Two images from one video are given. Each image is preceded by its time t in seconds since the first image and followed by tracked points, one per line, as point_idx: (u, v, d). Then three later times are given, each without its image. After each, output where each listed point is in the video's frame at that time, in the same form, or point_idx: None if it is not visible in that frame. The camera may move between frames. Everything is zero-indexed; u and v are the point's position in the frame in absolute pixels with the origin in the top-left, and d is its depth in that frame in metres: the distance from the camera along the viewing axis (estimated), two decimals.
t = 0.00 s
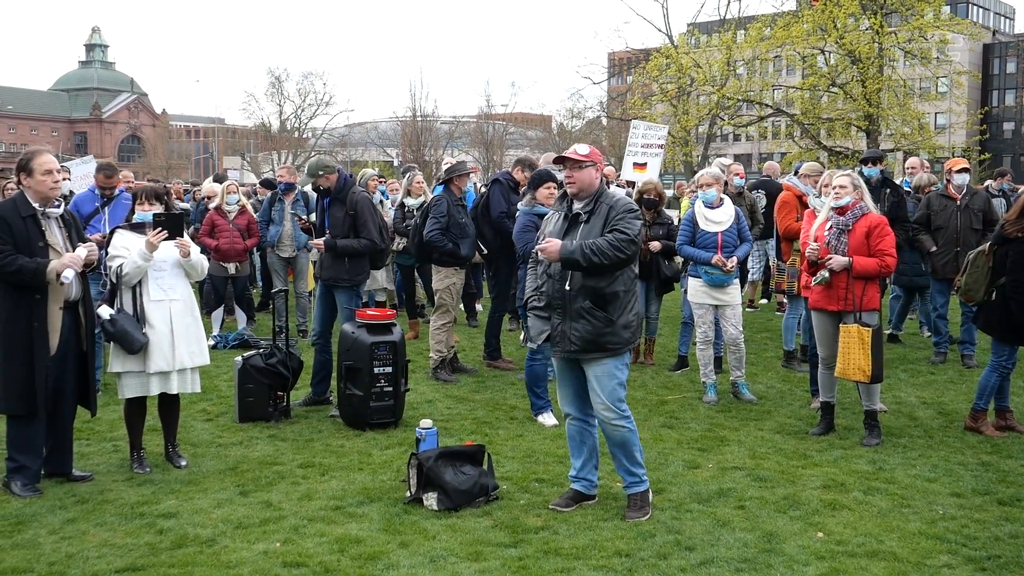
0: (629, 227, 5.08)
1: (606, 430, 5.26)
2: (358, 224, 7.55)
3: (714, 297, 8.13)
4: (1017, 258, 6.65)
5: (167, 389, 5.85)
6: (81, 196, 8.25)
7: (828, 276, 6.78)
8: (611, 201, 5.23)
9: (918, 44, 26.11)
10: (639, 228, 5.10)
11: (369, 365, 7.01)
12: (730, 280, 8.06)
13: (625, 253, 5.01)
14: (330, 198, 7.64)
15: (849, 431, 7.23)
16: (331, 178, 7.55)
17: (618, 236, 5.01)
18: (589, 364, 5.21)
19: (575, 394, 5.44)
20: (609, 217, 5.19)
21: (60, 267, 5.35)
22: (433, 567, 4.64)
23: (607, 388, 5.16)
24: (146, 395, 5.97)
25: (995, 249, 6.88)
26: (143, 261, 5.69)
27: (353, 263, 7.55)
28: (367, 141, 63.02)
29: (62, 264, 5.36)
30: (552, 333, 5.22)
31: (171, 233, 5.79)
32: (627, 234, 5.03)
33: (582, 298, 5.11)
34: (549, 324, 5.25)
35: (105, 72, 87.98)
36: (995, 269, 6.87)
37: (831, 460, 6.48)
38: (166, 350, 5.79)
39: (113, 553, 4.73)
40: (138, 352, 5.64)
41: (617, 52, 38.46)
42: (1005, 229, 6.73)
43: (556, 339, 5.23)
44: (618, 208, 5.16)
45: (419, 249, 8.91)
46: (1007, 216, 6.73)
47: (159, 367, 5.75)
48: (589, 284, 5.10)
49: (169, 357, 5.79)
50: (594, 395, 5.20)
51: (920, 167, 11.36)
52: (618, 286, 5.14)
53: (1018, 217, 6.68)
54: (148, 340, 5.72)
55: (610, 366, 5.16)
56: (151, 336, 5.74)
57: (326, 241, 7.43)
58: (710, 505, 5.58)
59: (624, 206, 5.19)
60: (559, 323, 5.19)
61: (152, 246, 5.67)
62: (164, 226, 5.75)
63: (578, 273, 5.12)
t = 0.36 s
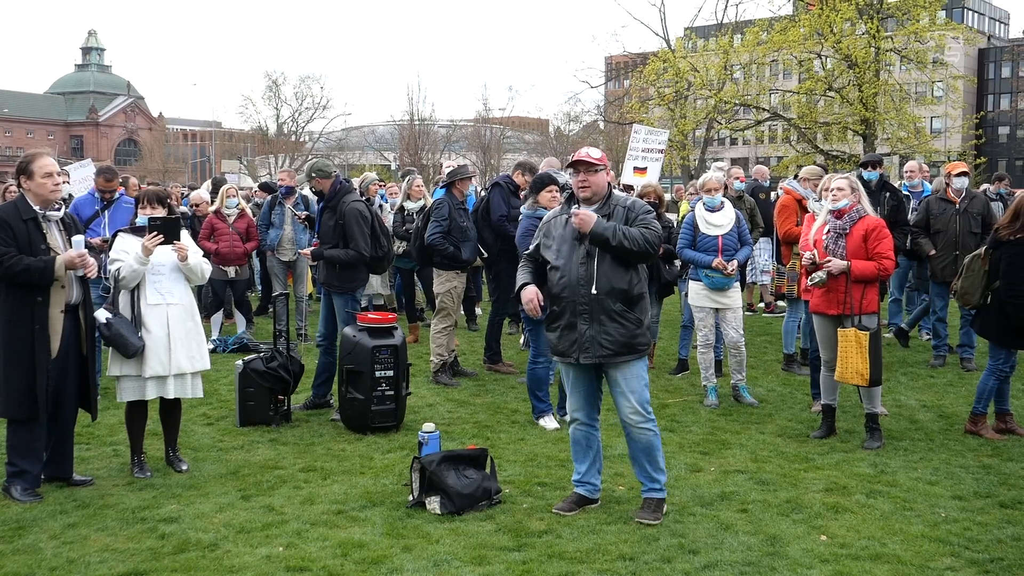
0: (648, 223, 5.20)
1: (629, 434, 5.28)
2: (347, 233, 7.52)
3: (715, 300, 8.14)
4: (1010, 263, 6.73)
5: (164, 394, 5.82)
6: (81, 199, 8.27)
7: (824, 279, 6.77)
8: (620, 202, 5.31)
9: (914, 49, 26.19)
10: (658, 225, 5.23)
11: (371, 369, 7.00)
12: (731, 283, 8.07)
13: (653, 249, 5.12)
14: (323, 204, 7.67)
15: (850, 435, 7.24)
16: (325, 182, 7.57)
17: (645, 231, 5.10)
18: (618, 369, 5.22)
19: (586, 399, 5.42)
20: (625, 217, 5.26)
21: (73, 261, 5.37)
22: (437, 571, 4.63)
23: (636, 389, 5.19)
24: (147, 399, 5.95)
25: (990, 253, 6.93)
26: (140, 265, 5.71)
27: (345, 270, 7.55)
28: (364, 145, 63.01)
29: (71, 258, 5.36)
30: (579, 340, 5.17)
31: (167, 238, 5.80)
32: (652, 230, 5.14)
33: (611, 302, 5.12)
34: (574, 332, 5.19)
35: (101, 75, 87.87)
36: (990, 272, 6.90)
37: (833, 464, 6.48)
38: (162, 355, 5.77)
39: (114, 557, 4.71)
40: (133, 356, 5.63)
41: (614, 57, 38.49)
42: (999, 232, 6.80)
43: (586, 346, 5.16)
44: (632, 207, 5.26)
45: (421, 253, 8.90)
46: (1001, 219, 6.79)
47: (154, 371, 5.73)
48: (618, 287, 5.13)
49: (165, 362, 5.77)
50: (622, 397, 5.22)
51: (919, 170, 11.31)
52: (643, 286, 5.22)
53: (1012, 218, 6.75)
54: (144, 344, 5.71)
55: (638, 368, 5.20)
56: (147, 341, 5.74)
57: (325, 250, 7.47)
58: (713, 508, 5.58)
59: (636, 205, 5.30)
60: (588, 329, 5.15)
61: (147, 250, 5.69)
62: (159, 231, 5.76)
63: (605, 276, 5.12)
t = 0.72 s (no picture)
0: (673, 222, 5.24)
1: (639, 438, 5.30)
2: (342, 233, 7.51)
3: (712, 303, 8.13)
4: (998, 265, 6.69)
5: (162, 397, 5.80)
6: (76, 202, 8.18)
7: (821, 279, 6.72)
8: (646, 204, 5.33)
9: (909, 52, 26.25)
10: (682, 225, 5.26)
11: (368, 371, 6.99)
12: (728, 285, 8.07)
13: (676, 247, 5.15)
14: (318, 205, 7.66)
15: (847, 437, 7.24)
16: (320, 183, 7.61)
17: (670, 228, 5.13)
18: (634, 371, 5.22)
19: (595, 403, 5.40)
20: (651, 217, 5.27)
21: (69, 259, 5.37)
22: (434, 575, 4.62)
23: (650, 394, 5.22)
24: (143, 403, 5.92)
25: (980, 256, 6.94)
26: (138, 267, 5.67)
27: (339, 270, 7.48)
28: (360, 147, 62.98)
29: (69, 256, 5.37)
30: (599, 340, 5.15)
31: (165, 239, 5.80)
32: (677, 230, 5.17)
33: (633, 302, 5.11)
34: (594, 331, 5.17)
35: (96, 76, 87.69)
36: (981, 276, 6.92)
37: (830, 466, 6.48)
38: (160, 357, 5.75)
39: (110, 561, 4.70)
40: (131, 359, 5.61)
41: (610, 59, 38.52)
42: (989, 235, 6.77)
43: (606, 346, 5.15)
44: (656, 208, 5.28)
45: (418, 255, 8.86)
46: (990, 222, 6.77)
47: (153, 373, 5.71)
48: (641, 286, 5.13)
49: (164, 364, 5.76)
50: (635, 401, 5.24)
51: (915, 173, 11.31)
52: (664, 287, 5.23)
53: (1000, 221, 6.72)
54: (142, 346, 5.69)
55: (654, 374, 5.23)
56: (145, 343, 5.72)
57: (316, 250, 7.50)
58: (711, 511, 5.58)
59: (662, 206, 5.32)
60: (608, 329, 5.13)
61: (146, 252, 5.66)
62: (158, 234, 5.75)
63: (628, 275, 5.12)
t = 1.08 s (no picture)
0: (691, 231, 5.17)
1: (642, 443, 5.29)
2: (345, 231, 7.52)
3: (706, 307, 8.11)
4: (984, 270, 6.75)
5: (160, 398, 5.73)
6: (70, 202, 8.19)
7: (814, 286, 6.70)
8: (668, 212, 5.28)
9: (904, 56, 26.32)
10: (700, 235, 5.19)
11: (360, 374, 6.97)
12: (721, 289, 8.07)
13: (689, 257, 5.08)
14: (317, 204, 7.64)
15: (840, 441, 7.24)
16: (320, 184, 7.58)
17: (684, 238, 5.07)
18: (639, 378, 5.22)
19: (600, 405, 5.39)
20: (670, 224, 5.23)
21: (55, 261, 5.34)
22: None
23: (656, 401, 5.22)
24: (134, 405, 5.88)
25: (968, 261, 6.95)
26: (138, 270, 5.58)
27: (340, 270, 7.52)
28: (356, 149, 62.95)
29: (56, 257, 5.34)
30: (607, 345, 5.18)
31: (167, 242, 5.75)
32: (692, 240, 5.11)
33: (641, 310, 5.11)
34: (603, 336, 5.21)
35: (91, 78, 87.41)
36: (968, 280, 6.93)
37: (823, 470, 6.48)
38: (159, 359, 5.67)
39: (100, 564, 4.67)
40: (134, 361, 5.52)
41: (606, 63, 38.55)
42: (976, 238, 6.83)
43: (612, 351, 5.17)
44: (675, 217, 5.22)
45: (412, 257, 8.82)
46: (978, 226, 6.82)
47: (152, 376, 5.63)
48: (651, 294, 5.12)
49: (163, 366, 5.67)
50: (640, 406, 5.23)
51: (909, 177, 11.31)
52: (676, 297, 5.19)
53: (987, 225, 6.78)
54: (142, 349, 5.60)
55: (661, 383, 5.22)
56: (145, 345, 5.63)
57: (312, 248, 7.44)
58: (704, 515, 5.57)
59: (684, 214, 5.26)
60: (615, 335, 5.15)
61: (146, 255, 5.57)
62: (160, 237, 5.71)
63: (638, 283, 5.12)
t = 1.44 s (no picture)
0: (690, 243, 5.09)
1: (639, 451, 5.26)
2: (347, 236, 7.53)
3: (703, 313, 8.08)
4: (973, 273, 6.74)
5: (154, 407, 5.69)
6: (64, 211, 8.14)
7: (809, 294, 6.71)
8: (674, 223, 5.20)
9: (904, 61, 26.32)
10: (701, 247, 5.10)
11: (355, 382, 6.95)
12: (718, 295, 8.05)
13: (685, 269, 4.99)
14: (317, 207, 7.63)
15: (837, 448, 7.21)
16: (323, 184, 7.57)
17: (682, 249, 4.99)
18: (633, 386, 5.20)
19: (599, 410, 5.37)
20: (673, 234, 5.17)
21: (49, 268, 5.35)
22: None
23: (655, 410, 5.20)
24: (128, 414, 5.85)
25: (961, 267, 6.93)
26: (133, 279, 5.56)
27: (338, 275, 7.51)
28: (357, 156, 63.01)
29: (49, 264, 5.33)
30: (602, 352, 5.19)
31: (164, 253, 5.73)
32: (691, 252, 5.02)
33: (636, 320, 5.09)
34: (599, 343, 5.22)
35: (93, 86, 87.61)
36: (961, 286, 6.91)
37: (819, 477, 6.45)
38: (153, 368, 5.64)
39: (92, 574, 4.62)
40: (128, 371, 5.50)
41: (607, 69, 38.57)
42: (967, 242, 6.82)
43: (606, 358, 5.17)
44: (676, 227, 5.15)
45: (408, 265, 8.82)
46: (969, 230, 6.81)
47: (146, 385, 5.60)
48: (646, 303, 5.09)
49: (157, 375, 5.65)
50: (638, 414, 5.21)
51: (908, 182, 11.28)
52: (673, 309, 5.14)
53: (979, 229, 6.77)
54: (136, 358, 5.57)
55: (659, 392, 5.19)
56: (139, 354, 5.60)
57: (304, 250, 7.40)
58: (699, 523, 5.54)
59: (689, 225, 5.18)
60: (609, 343, 5.15)
61: (142, 264, 5.56)
62: (156, 246, 5.69)
63: (635, 292, 5.09)
